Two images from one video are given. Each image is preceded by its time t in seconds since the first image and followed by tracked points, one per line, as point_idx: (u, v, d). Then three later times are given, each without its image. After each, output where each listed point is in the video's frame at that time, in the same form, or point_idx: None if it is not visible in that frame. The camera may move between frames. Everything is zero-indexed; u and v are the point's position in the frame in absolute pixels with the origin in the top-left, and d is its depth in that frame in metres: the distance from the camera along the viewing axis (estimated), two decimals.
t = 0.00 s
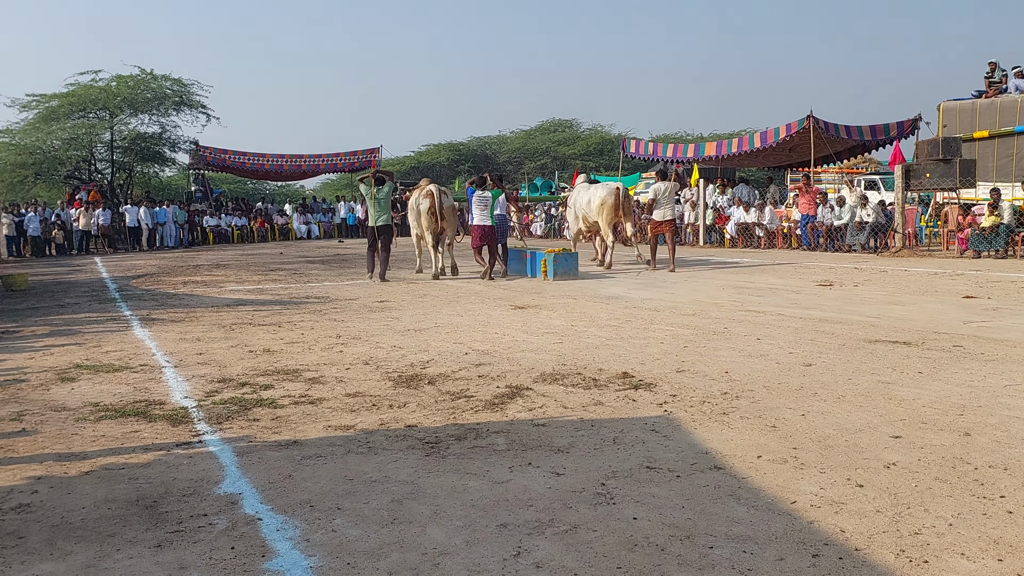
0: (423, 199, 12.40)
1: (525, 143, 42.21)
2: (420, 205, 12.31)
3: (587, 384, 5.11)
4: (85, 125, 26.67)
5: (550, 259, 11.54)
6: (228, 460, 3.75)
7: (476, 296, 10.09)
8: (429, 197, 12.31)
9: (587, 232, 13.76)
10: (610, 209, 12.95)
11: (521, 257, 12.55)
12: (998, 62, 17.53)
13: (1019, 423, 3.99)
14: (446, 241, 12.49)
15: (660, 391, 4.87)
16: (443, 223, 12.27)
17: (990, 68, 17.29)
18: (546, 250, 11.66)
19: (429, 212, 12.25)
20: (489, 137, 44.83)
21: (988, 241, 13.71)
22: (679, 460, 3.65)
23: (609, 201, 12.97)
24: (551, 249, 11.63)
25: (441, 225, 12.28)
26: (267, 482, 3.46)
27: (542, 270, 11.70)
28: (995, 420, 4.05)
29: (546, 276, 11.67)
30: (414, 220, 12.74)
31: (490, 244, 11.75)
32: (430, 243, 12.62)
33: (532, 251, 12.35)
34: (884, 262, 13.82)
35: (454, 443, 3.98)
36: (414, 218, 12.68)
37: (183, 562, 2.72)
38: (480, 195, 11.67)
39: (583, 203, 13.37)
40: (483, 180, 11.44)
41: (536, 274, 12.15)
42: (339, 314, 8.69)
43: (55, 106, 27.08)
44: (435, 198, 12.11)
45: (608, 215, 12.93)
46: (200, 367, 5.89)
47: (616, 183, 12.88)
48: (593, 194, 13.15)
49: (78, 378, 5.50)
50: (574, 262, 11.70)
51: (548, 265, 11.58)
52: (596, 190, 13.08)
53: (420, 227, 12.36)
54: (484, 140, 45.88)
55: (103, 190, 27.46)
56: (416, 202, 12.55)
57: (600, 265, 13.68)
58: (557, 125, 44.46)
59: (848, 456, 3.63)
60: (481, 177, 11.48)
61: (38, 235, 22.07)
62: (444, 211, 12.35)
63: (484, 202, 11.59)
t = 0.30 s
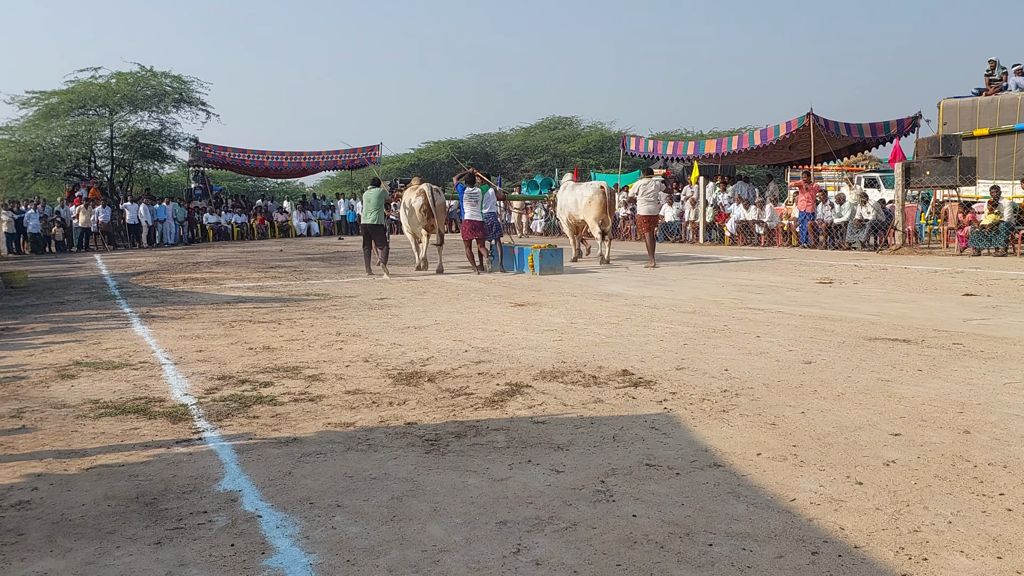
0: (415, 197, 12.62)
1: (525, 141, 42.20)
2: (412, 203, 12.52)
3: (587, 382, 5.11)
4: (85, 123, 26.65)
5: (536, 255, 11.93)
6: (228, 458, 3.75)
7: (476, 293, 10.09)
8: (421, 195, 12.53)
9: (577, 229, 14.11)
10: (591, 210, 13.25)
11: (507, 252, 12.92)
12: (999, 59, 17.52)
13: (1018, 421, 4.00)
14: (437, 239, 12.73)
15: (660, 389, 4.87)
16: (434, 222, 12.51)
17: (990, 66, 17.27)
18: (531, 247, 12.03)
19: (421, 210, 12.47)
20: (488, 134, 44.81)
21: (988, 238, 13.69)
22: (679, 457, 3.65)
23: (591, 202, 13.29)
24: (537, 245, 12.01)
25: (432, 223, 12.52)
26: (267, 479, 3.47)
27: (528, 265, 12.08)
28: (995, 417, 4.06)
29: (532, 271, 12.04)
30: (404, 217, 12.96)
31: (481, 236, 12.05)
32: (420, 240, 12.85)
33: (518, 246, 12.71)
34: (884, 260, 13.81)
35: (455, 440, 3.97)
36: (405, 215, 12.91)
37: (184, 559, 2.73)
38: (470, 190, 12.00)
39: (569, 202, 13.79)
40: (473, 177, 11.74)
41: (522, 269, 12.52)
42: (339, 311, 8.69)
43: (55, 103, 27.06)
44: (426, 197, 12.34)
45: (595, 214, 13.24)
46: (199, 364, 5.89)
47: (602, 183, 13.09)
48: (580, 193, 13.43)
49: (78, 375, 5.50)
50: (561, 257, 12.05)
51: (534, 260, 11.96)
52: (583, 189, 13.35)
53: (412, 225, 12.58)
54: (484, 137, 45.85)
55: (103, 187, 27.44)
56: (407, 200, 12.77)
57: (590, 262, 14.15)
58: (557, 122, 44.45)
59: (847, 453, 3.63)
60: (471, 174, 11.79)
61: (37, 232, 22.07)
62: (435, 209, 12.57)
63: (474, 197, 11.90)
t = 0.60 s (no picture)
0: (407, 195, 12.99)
1: (526, 139, 42.18)
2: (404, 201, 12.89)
3: (587, 380, 5.11)
4: (85, 120, 26.64)
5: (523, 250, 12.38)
6: (228, 456, 3.75)
7: (477, 291, 10.09)
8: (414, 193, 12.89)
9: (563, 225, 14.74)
10: (573, 209, 14.02)
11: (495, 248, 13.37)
12: (999, 58, 17.52)
13: (1018, 419, 4.00)
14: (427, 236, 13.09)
15: (661, 387, 4.87)
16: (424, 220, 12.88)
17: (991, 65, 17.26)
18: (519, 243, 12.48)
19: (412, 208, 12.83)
20: (490, 132, 44.79)
21: (989, 236, 13.67)
22: (679, 456, 3.65)
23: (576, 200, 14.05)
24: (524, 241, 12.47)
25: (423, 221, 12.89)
26: (267, 476, 3.47)
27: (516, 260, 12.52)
28: (995, 416, 4.06)
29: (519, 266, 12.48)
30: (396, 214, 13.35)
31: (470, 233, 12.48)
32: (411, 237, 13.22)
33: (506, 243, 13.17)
34: (885, 258, 13.80)
35: (454, 438, 3.97)
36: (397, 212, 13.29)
37: (183, 557, 2.73)
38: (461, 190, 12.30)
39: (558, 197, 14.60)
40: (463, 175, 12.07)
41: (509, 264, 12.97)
42: (340, 309, 8.70)
43: (56, 101, 27.06)
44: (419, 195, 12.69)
45: (577, 211, 13.96)
46: (200, 361, 5.90)
47: (586, 183, 13.84)
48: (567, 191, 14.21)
49: (79, 372, 5.51)
50: (547, 253, 12.55)
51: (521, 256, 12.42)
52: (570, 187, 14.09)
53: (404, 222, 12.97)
54: (485, 135, 45.83)
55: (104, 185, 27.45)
56: (400, 197, 13.15)
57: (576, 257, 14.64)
58: (558, 120, 44.42)
59: (848, 451, 3.63)
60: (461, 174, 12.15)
61: (38, 230, 22.07)
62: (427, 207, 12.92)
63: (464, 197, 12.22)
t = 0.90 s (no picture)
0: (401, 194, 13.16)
1: (527, 138, 42.16)
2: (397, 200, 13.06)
3: (588, 378, 5.11)
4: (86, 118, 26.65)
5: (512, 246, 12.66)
6: (230, 454, 3.75)
7: (478, 290, 10.08)
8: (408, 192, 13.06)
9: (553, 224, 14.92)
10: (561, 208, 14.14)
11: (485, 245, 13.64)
12: (1001, 58, 17.50)
13: (1019, 419, 3.99)
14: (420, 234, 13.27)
15: (661, 386, 4.87)
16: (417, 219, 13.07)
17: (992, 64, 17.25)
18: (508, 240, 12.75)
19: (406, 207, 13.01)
20: (490, 131, 44.76)
21: (991, 236, 13.65)
22: (680, 455, 3.65)
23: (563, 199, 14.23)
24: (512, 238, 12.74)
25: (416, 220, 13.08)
26: (268, 475, 3.47)
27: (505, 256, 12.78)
28: (997, 415, 4.06)
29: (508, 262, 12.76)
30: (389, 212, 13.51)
31: (457, 230, 12.54)
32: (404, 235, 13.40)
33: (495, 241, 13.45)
34: (886, 257, 13.80)
35: (455, 437, 3.98)
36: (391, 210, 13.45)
37: (185, 555, 2.73)
38: (449, 189, 12.46)
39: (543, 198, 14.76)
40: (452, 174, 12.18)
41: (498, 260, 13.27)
42: (340, 307, 8.69)
43: (57, 100, 27.09)
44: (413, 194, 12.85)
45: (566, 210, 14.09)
46: (201, 360, 5.90)
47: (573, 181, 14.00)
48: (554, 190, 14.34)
49: (80, 370, 5.51)
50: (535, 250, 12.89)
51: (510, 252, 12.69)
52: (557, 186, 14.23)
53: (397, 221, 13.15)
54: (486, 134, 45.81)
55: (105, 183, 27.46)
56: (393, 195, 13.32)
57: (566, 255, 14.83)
58: (559, 119, 44.39)
59: (848, 451, 3.63)
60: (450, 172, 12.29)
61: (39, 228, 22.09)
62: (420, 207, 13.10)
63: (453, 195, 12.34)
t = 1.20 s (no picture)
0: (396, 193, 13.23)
1: (529, 137, 42.13)
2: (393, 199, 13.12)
3: (589, 378, 5.11)
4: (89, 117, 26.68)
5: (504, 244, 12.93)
6: (232, 453, 3.75)
7: (480, 289, 10.08)
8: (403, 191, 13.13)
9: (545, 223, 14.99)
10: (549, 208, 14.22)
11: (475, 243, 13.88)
12: (1004, 57, 17.46)
13: (1021, 419, 3.99)
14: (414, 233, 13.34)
15: (663, 385, 4.86)
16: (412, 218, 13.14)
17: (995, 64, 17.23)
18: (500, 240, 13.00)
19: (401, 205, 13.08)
20: (493, 131, 44.75)
21: (993, 235, 13.63)
22: (681, 454, 3.65)
23: (552, 199, 14.37)
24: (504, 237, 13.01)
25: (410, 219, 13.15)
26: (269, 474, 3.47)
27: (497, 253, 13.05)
28: (998, 415, 4.06)
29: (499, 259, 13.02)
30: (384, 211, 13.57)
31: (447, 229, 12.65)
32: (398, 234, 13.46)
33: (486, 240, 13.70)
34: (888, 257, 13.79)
35: (457, 436, 3.98)
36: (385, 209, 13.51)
37: (186, 553, 2.73)
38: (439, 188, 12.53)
39: (533, 198, 14.88)
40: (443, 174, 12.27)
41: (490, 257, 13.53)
42: (342, 306, 8.70)
43: (59, 98, 27.12)
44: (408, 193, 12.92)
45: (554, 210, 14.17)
46: (203, 358, 5.91)
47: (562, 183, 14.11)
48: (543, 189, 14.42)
49: (82, 369, 5.52)
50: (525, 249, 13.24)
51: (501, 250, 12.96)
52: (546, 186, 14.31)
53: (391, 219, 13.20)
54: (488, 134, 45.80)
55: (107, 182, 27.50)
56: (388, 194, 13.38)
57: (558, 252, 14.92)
58: (561, 119, 44.36)
59: (850, 450, 3.63)
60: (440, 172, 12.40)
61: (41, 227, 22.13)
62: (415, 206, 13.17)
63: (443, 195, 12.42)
